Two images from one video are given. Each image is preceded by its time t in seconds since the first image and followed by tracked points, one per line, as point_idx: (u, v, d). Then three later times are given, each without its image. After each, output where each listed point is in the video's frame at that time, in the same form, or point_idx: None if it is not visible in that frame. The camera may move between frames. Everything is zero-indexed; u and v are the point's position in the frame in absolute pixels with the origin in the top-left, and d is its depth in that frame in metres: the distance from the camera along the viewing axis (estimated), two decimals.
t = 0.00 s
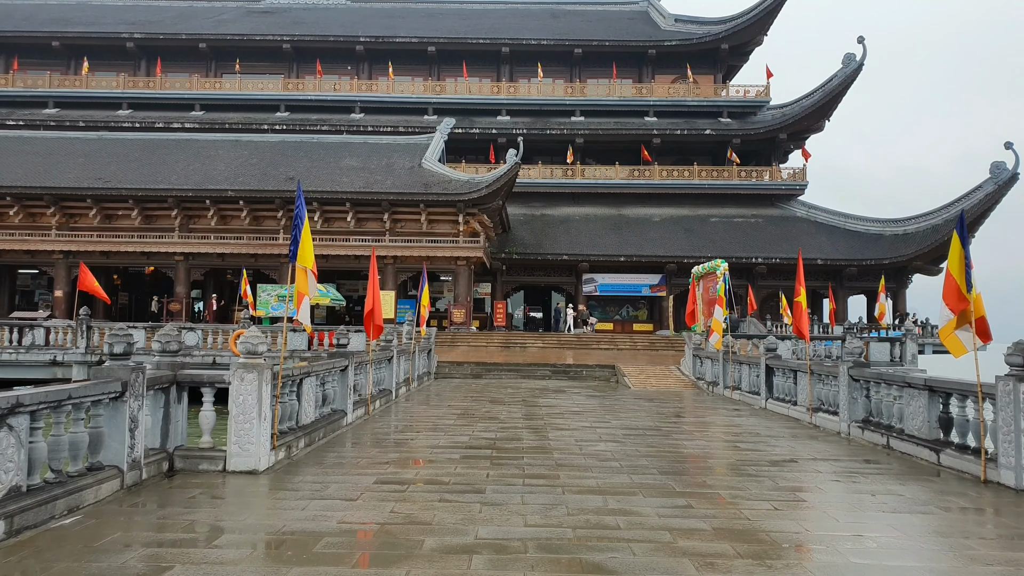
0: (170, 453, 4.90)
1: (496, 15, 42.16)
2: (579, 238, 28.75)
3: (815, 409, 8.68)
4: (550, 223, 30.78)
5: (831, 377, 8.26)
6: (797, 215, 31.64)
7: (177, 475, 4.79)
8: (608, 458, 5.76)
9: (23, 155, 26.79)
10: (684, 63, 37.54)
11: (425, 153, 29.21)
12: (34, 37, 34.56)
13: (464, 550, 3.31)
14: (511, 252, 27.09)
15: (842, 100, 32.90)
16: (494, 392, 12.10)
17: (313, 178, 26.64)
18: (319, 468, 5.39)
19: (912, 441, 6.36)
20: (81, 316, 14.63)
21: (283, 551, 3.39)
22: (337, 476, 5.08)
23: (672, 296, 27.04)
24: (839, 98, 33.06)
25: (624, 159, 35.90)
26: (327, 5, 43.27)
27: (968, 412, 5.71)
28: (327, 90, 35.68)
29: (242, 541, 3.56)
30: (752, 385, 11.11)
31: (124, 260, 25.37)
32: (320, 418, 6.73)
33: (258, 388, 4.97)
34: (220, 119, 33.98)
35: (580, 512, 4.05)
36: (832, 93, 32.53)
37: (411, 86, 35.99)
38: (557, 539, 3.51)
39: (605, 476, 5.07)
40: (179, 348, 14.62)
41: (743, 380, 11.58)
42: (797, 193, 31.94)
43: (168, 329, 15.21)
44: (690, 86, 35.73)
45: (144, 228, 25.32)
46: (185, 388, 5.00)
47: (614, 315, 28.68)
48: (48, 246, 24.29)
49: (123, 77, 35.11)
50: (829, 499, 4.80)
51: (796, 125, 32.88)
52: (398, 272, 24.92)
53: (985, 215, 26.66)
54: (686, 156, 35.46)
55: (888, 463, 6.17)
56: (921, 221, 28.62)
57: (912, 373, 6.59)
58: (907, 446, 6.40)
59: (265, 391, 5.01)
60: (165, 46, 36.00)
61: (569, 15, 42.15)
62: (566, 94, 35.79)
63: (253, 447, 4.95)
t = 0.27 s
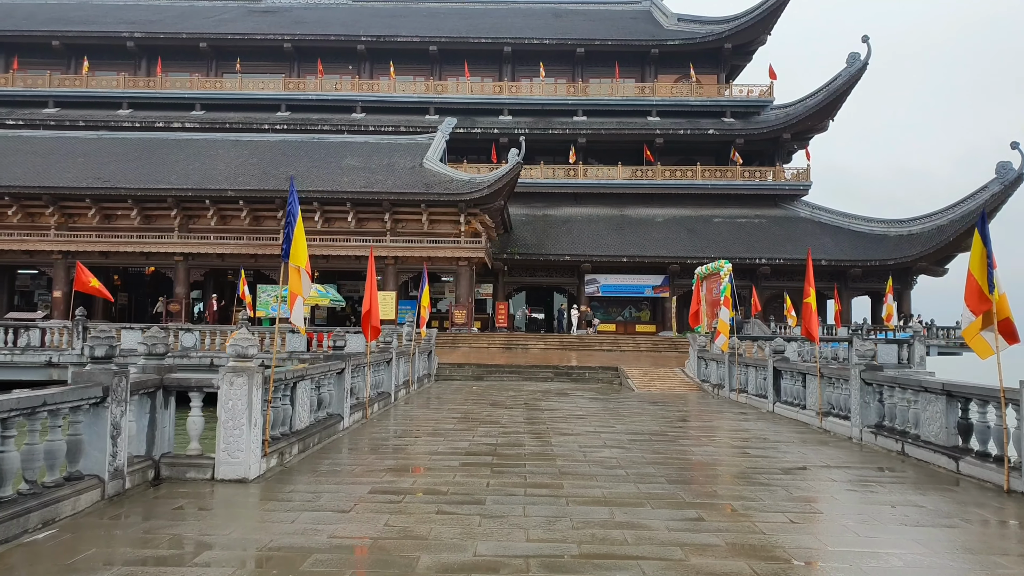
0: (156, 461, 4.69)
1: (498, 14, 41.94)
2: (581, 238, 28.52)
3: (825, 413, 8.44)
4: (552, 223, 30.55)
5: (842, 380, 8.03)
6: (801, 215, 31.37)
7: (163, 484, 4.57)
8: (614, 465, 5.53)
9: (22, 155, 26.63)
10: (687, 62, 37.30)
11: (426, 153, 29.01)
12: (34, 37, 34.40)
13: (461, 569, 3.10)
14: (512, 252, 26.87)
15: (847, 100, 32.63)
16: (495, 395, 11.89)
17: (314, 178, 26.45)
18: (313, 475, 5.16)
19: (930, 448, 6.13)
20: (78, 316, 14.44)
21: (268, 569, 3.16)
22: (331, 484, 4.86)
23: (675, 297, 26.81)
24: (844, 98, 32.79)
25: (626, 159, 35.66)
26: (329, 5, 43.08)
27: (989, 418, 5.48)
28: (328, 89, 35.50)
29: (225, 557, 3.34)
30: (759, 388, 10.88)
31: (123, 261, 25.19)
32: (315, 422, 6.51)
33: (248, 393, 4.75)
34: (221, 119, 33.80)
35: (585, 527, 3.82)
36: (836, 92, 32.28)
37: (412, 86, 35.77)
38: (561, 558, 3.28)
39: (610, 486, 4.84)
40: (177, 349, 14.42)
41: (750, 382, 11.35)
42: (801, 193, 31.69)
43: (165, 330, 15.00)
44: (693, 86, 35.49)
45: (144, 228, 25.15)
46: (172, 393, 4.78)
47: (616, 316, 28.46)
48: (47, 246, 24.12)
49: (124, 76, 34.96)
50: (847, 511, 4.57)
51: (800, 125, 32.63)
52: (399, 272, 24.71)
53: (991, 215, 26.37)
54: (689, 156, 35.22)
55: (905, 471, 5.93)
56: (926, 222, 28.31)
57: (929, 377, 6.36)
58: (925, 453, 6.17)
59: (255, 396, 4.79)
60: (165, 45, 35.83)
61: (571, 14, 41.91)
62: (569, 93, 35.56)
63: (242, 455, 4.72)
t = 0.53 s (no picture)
0: (139, 470, 4.47)
1: (499, 13, 41.68)
2: (583, 237, 28.30)
3: (834, 415, 8.23)
4: (554, 222, 30.32)
5: (853, 382, 7.80)
6: (804, 213, 31.11)
7: (147, 494, 4.36)
8: (618, 472, 5.31)
9: (21, 156, 26.46)
10: (689, 60, 37.04)
11: (427, 152, 28.81)
12: (33, 38, 34.24)
13: None
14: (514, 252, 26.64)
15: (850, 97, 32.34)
16: (496, 397, 11.68)
17: (314, 178, 26.26)
18: (304, 484, 4.94)
19: (947, 453, 5.90)
20: (74, 318, 14.25)
21: None
22: (321, 494, 4.65)
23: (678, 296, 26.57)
24: (847, 95, 32.49)
25: (628, 158, 35.43)
26: (329, 4, 42.89)
27: (1008, 421, 5.26)
28: (328, 89, 35.31)
29: None
30: (765, 389, 10.67)
31: (122, 262, 24.99)
32: (309, 427, 6.31)
33: (235, 398, 4.55)
34: (220, 119, 33.61)
35: (587, 541, 3.60)
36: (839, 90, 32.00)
37: (413, 85, 35.55)
38: None
39: (614, 494, 4.63)
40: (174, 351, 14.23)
41: (756, 383, 11.12)
42: (804, 191, 31.43)
43: (162, 332, 14.79)
44: (695, 83, 35.22)
45: (143, 229, 24.98)
46: (154, 398, 4.57)
47: (618, 316, 28.25)
48: (46, 247, 23.93)
49: (123, 77, 34.80)
50: (864, 521, 4.34)
51: (803, 122, 32.34)
52: (399, 273, 24.51)
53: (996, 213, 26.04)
54: (692, 154, 34.99)
55: (921, 477, 5.70)
56: (931, 219, 28.01)
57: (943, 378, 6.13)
58: (942, 458, 5.94)
59: (243, 401, 4.59)
60: (165, 46, 35.66)
61: (572, 12, 41.64)
62: (570, 92, 35.33)
63: (229, 462, 4.51)
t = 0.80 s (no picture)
0: (118, 475, 4.25)
1: (505, 11, 41.45)
2: (587, 237, 28.06)
3: (846, 419, 7.95)
4: (558, 222, 30.07)
5: (865, 385, 7.53)
6: (811, 214, 30.77)
7: (125, 501, 4.14)
8: (623, 479, 5.05)
9: (24, 152, 26.37)
10: (695, 59, 36.74)
11: (430, 150, 28.61)
12: (37, 34, 34.21)
13: None
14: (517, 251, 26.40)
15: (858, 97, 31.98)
16: (497, 398, 11.45)
17: (316, 176, 26.08)
18: (293, 490, 4.70)
19: (966, 461, 5.63)
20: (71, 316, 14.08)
21: None
22: (309, 501, 4.40)
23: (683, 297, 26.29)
24: (855, 95, 32.14)
25: (633, 158, 35.15)
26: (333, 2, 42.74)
27: None
28: (332, 87, 35.16)
29: None
30: (774, 392, 10.40)
31: (124, 260, 24.85)
32: (301, 429, 6.07)
33: (219, 400, 4.31)
34: (224, 116, 33.50)
35: (589, 556, 3.35)
36: (847, 90, 31.64)
37: (417, 83, 35.37)
38: None
39: (619, 504, 4.37)
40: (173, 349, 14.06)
41: (764, 386, 10.85)
42: (812, 192, 31.09)
43: (160, 330, 14.60)
44: (701, 83, 34.91)
45: (145, 226, 24.85)
46: (135, 400, 4.35)
47: (623, 316, 27.98)
48: (47, 244, 23.82)
49: (127, 74, 34.75)
50: (885, 535, 4.06)
51: (810, 122, 32.01)
52: (402, 272, 24.29)
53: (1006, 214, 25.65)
54: (697, 154, 34.69)
55: (940, 487, 5.42)
56: (940, 221, 27.61)
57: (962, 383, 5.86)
58: (960, 466, 5.68)
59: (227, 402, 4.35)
60: (169, 43, 35.57)
61: (578, 11, 41.38)
62: (575, 90, 35.07)
63: (212, 468, 4.28)
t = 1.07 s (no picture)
0: (95, 485, 4.02)
1: (506, 9, 41.17)
2: (590, 236, 27.81)
3: (859, 420, 7.69)
4: (561, 220, 29.81)
5: (880, 386, 7.25)
6: (816, 211, 30.45)
7: (103, 513, 3.91)
8: (629, 486, 4.80)
9: (23, 153, 26.21)
10: (698, 56, 36.42)
11: (432, 149, 28.39)
12: (37, 35, 34.07)
13: None
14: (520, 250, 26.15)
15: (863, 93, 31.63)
16: (499, 399, 11.22)
17: (317, 175, 25.88)
18: (283, 499, 4.47)
19: (990, 466, 5.35)
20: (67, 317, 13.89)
21: None
22: (298, 513, 4.15)
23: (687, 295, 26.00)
24: (860, 90, 31.79)
25: (636, 155, 34.87)
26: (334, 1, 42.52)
27: None
28: (333, 86, 34.94)
29: None
30: (783, 392, 10.15)
31: (124, 261, 24.64)
32: (293, 434, 5.85)
33: (204, 405, 4.08)
34: (225, 116, 33.31)
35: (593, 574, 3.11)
36: (852, 85, 31.30)
37: (418, 82, 35.13)
38: None
39: (626, 515, 4.13)
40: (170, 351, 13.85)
41: (772, 386, 10.58)
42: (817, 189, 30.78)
43: (157, 332, 14.38)
44: (704, 79, 34.61)
45: (144, 227, 24.67)
46: (114, 405, 4.12)
47: (627, 315, 27.72)
48: (46, 245, 23.62)
49: (127, 74, 34.57)
50: (913, 549, 3.79)
51: (815, 118, 31.68)
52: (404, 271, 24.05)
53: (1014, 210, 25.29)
54: (701, 152, 34.38)
55: (963, 493, 5.15)
56: (947, 217, 27.25)
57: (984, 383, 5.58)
58: (983, 470, 5.40)
59: (212, 407, 4.12)
60: (169, 43, 35.40)
61: (580, 8, 41.08)
62: (577, 88, 34.79)
63: (196, 478, 4.03)
